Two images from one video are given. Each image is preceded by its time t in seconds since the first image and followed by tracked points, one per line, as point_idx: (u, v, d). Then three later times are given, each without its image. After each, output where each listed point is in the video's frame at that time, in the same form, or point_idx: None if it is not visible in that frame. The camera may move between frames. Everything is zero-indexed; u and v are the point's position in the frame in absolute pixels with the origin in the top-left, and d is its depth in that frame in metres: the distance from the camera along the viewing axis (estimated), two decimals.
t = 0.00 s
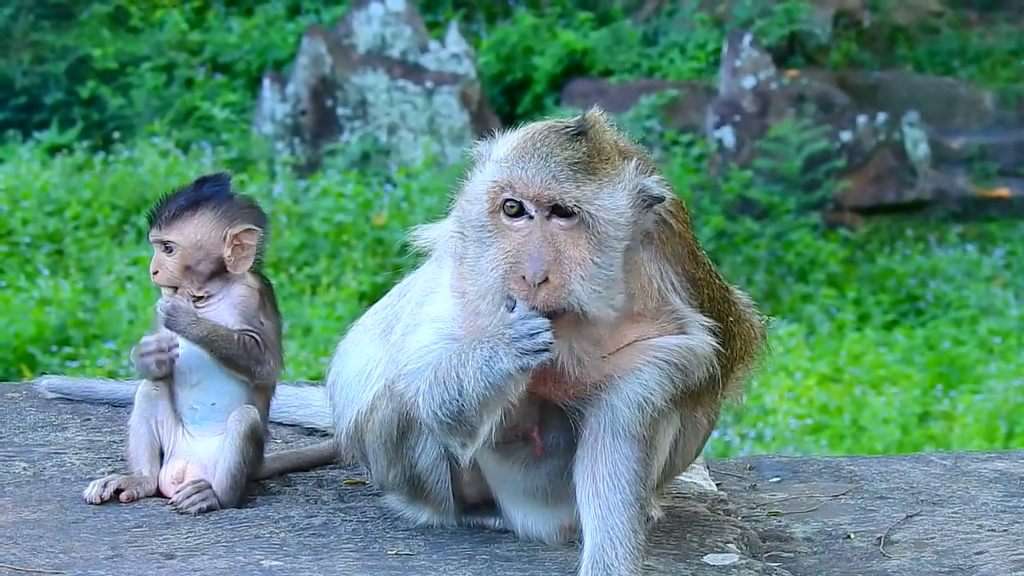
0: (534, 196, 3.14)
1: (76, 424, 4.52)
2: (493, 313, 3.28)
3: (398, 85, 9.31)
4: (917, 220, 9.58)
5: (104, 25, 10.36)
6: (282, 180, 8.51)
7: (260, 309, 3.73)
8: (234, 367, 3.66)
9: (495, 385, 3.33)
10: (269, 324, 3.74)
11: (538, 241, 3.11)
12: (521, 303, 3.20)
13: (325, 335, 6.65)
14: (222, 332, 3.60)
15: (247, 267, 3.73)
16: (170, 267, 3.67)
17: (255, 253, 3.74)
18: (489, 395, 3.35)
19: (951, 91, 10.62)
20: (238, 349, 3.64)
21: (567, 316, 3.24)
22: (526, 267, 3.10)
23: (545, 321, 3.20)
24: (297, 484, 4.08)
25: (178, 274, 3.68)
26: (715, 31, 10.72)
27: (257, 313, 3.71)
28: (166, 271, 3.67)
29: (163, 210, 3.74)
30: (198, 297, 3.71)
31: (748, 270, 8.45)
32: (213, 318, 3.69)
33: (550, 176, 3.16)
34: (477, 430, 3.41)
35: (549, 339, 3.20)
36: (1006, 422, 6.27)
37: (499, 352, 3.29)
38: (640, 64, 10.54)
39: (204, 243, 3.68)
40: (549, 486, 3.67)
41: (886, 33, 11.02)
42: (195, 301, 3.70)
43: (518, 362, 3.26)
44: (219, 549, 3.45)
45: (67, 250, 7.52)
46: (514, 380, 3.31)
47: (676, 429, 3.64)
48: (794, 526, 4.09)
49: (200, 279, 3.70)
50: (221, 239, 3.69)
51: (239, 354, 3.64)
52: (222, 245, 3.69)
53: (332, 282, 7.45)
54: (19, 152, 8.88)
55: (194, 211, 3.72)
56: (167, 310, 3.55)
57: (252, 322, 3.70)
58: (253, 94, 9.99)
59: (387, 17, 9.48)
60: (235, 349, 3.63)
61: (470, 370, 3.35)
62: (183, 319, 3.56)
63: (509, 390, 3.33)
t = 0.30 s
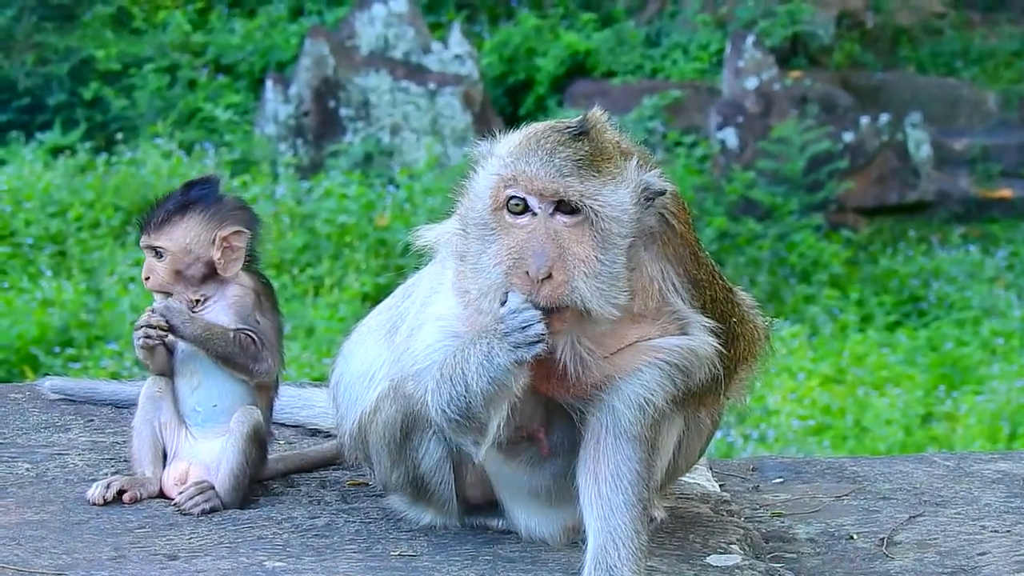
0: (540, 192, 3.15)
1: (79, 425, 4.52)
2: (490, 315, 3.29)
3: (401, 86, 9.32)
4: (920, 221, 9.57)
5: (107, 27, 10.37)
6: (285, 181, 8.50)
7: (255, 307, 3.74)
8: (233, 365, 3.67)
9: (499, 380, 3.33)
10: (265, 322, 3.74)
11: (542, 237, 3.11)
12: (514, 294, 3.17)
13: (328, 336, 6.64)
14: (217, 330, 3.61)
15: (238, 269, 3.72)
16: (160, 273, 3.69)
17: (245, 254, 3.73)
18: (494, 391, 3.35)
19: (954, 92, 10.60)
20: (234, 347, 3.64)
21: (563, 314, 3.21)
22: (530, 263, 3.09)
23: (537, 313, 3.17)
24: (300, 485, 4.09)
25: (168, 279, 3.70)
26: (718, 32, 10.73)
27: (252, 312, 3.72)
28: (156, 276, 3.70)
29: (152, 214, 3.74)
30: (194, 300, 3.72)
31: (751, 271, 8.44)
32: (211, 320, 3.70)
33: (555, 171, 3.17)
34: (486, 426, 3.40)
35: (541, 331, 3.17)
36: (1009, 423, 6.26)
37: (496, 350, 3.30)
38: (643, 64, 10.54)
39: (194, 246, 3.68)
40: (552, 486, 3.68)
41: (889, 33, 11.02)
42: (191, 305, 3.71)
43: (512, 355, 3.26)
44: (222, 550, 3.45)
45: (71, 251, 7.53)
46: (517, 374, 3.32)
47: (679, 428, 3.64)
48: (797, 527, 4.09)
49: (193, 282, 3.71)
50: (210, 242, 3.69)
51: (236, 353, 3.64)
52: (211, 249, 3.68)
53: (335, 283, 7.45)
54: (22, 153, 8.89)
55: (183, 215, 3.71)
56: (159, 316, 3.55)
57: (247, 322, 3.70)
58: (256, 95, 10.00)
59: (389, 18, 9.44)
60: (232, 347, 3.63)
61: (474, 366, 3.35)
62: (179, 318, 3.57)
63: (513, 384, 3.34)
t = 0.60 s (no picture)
0: (559, 198, 3.14)
1: (81, 426, 4.52)
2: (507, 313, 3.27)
3: (402, 87, 9.32)
4: (921, 222, 9.57)
5: (108, 28, 10.38)
6: (286, 181, 8.50)
7: (256, 307, 3.73)
8: (235, 364, 3.67)
9: (514, 380, 3.31)
10: (267, 319, 3.74)
11: (562, 243, 3.11)
12: (529, 294, 3.17)
13: (329, 337, 6.64)
14: (221, 328, 3.62)
15: (237, 272, 3.72)
16: (159, 276, 3.69)
17: (244, 258, 3.73)
18: (507, 391, 3.33)
19: (955, 92, 10.63)
20: (237, 345, 3.64)
21: (581, 317, 3.20)
22: (551, 267, 3.10)
23: (552, 314, 3.17)
24: (303, 485, 4.09)
25: (167, 281, 3.70)
26: (719, 33, 10.73)
27: (253, 311, 3.72)
28: (154, 279, 3.70)
29: (150, 217, 3.73)
30: (194, 301, 3.72)
31: (753, 272, 8.43)
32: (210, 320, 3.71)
33: (575, 177, 3.16)
34: (500, 427, 3.39)
35: (556, 332, 3.17)
36: (1010, 423, 6.26)
37: (512, 349, 3.29)
38: (644, 66, 10.53)
39: (193, 249, 3.68)
40: (555, 487, 3.68)
41: (890, 36, 11.00)
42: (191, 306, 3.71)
43: (529, 356, 3.25)
44: (225, 550, 3.45)
45: (72, 253, 7.52)
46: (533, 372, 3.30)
47: (681, 429, 3.65)
48: (800, 527, 4.09)
49: (192, 284, 3.71)
50: (209, 245, 3.68)
51: (239, 351, 3.65)
52: (211, 251, 3.68)
53: (337, 284, 7.44)
54: (23, 154, 8.88)
55: (182, 218, 3.71)
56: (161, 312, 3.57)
57: (248, 320, 3.70)
58: (257, 97, 10.00)
59: (391, 18, 9.48)
60: (235, 345, 3.64)
61: (489, 368, 3.33)
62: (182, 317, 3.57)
63: (528, 384, 3.32)
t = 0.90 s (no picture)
0: (583, 190, 3.12)
1: (85, 426, 4.51)
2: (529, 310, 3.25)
3: (404, 87, 9.32)
4: (923, 223, 9.57)
5: (110, 28, 10.40)
6: (288, 182, 8.50)
7: (258, 306, 3.73)
8: (236, 361, 3.67)
9: (536, 379, 3.29)
10: (268, 319, 3.74)
11: (586, 234, 3.09)
12: (554, 294, 3.16)
13: (331, 337, 6.63)
14: (223, 325, 3.61)
15: (245, 271, 3.72)
16: (167, 271, 3.69)
17: (254, 258, 3.72)
18: (529, 391, 3.31)
19: (957, 94, 10.65)
20: (239, 344, 3.64)
21: (602, 312, 3.19)
22: (577, 260, 3.08)
23: (579, 313, 3.15)
24: (307, 486, 4.08)
25: (174, 277, 3.70)
26: (721, 34, 10.74)
27: (255, 310, 3.71)
28: (162, 275, 3.70)
29: (161, 211, 3.73)
30: (198, 298, 3.73)
31: (755, 273, 8.43)
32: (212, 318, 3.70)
33: (597, 167, 3.14)
34: (515, 430, 3.39)
35: (583, 330, 3.15)
36: (1012, 425, 6.25)
37: (538, 348, 3.26)
38: (646, 66, 10.51)
39: (203, 247, 3.67)
40: (557, 489, 3.68)
41: (893, 35, 11.13)
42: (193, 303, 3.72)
43: (556, 355, 3.23)
44: (229, 550, 3.45)
45: (74, 253, 7.51)
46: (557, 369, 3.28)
47: (685, 431, 3.65)
48: (804, 529, 4.09)
49: (198, 281, 3.72)
50: (221, 244, 3.68)
51: (241, 349, 3.65)
52: (221, 250, 3.68)
53: (338, 284, 7.43)
54: (25, 154, 8.87)
55: (193, 215, 3.70)
56: (163, 303, 3.56)
57: (251, 319, 3.70)
58: (259, 97, 9.99)
59: (393, 19, 9.51)
60: (237, 344, 3.64)
61: (510, 368, 3.32)
62: (183, 315, 3.57)
63: (550, 383, 3.30)
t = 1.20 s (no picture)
0: (614, 196, 3.10)
1: (91, 423, 4.51)
2: (551, 313, 3.24)
3: (408, 86, 9.33)
4: (926, 224, 9.58)
5: (114, 26, 10.48)
6: (291, 181, 8.50)
7: (266, 306, 3.73)
8: (244, 364, 3.66)
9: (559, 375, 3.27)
10: (277, 321, 3.74)
11: (614, 238, 3.08)
12: (579, 292, 3.15)
13: (334, 336, 6.62)
14: (228, 330, 3.61)
15: (254, 267, 3.73)
16: (177, 273, 3.69)
17: (263, 253, 3.73)
18: (552, 389, 3.29)
19: (961, 95, 10.67)
20: (246, 346, 3.64)
21: (625, 314, 3.19)
22: (606, 265, 3.07)
23: (603, 308, 3.15)
24: (312, 485, 4.08)
25: (185, 279, 3.70)
26: (726, 33, 10.74)
27: (263, 311, 3.72)
28: (173, 277, 3.70)
29: (167, 212, 3.72)
30: (208, 298, 3.72)
31: (758, 273, 8.43)
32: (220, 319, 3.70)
33: (626, 172, 3.13)
34: (535, 428, 3.38)
35: (609, 327, 3.15)
36: (1015, 426, 6.24)
37: (563, 345, 3.23)
38: (650, 65, 10.51)
39: (212, 245, 3.67)
40: (562, 489, 3.68)
41: (896, 35, 11.14)
42: (204, 303, 3.71)
43: (582, 353, 3.20)
44: (234, 549, 3.44)
45: (78, 250, 7.52)
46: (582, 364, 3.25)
47: (689, 431, 3.65)
48: (809, 529, 4.08)
49: (209, 281, 3.71)
50: (228, 241, 3.68)
51: (247, 351, 3.64)
52: (230, 247, 3.68)
53: (341, 283, 7.42)
54: (29, 152, 8.87)
55: (198, 215, 3.70)
56: (174, 306, 3.56)
57: (259, 320, 3.70)
58: (263, 95, 9.99)
59: (397, 18, 9.51)
60: (244, 346, 3.64)
61: (534, 365, 3.29)
62: (188, 318, 3.57)
63: (575, 381, 3.28)
